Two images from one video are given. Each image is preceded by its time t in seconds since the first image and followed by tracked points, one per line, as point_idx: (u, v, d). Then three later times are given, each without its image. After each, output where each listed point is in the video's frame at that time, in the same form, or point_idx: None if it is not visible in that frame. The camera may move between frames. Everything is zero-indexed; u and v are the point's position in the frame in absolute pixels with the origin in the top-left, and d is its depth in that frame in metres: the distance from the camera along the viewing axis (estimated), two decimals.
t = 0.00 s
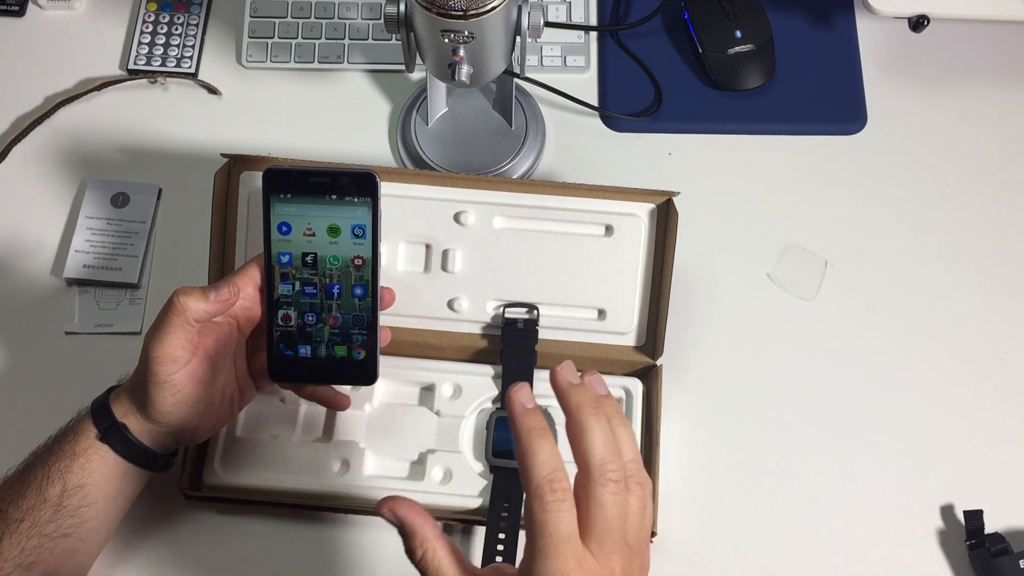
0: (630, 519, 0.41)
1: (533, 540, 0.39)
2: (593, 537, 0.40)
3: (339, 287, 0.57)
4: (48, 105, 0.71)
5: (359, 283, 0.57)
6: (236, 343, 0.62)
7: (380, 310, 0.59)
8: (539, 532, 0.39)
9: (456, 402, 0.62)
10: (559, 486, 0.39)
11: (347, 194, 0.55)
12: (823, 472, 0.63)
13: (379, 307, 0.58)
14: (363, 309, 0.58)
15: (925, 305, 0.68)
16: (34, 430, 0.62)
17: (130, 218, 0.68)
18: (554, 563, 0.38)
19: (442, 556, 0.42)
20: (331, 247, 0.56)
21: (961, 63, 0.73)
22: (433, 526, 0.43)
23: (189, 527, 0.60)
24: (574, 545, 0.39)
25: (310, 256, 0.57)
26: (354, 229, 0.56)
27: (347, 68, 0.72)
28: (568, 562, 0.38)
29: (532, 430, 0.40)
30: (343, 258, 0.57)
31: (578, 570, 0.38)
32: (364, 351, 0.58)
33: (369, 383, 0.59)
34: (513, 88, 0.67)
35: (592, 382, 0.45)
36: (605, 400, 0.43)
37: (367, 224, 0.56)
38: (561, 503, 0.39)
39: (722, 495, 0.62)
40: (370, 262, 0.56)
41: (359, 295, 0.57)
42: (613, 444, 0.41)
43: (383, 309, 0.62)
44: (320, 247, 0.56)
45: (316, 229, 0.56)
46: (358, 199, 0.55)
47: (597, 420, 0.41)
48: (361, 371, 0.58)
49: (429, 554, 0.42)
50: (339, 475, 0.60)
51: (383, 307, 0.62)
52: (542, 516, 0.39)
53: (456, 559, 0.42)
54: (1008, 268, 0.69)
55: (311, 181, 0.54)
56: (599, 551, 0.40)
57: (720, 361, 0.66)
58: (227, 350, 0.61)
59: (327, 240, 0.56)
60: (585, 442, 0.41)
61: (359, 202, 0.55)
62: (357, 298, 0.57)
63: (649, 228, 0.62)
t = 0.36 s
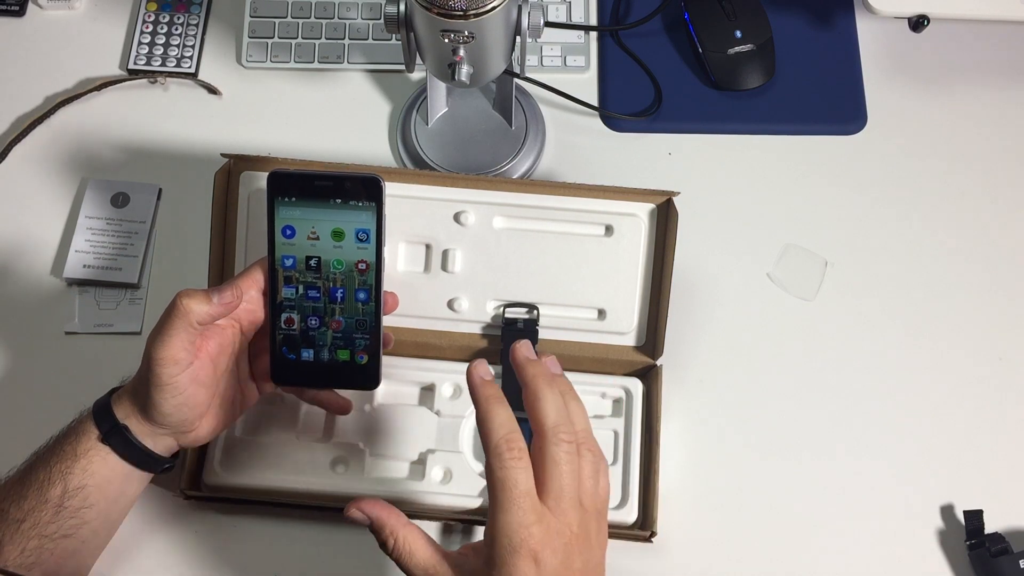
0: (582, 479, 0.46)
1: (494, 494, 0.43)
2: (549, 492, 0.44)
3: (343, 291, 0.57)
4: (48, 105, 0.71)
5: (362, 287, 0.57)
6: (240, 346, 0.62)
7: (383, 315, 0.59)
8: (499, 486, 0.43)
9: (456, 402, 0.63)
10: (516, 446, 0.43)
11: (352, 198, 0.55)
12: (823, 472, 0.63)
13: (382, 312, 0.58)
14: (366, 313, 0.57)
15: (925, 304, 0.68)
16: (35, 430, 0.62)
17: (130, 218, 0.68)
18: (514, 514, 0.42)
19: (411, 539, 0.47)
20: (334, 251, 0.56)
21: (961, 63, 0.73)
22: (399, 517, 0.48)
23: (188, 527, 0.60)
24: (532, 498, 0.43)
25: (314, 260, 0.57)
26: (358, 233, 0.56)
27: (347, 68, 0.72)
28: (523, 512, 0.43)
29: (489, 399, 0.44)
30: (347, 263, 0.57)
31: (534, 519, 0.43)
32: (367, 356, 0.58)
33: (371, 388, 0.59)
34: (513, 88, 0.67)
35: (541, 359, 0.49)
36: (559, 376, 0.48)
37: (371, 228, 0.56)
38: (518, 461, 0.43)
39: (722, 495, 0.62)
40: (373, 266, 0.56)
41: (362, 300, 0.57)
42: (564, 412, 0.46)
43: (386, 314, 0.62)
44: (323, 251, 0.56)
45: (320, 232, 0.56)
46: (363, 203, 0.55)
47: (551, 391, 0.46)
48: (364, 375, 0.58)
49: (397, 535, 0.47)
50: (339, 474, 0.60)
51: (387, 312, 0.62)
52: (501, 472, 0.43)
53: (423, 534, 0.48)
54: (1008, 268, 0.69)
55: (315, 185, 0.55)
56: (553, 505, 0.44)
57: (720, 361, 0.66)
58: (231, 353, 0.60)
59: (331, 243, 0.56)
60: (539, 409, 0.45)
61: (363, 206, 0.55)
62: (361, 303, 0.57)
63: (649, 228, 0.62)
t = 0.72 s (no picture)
0: (560, 505, 0.46)
1: (478, 525, 0.44)
2: (529, 519, 0.45)
3: (346, 295, 0.57)
4: (48, 105, 0.71)
5: (366, 291, 0.57)
6: (243, 350, 0.62)
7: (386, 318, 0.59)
8: (483, 516, 0.44)
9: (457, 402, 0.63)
10: (497, 475, 0.44)
11: (357, 203, 0.55)
12: (823, 472, 0.63)
13: (386, 316, 0.58)
14: (370, 317, 0.57)
15: (925, 304, 0.68)
16: (36, 429, 0.62)
17: (130, 218, 0.68)
18: (497, 541, 0.43)
19: (400, 565, 0.46)
20: (339, 255, 0.57)
21: (961, 63, 0.73)
22: (387, 541, 0.47)
23: (188, 527, 0.60)
24: (515, 525, 0.44)
25: (319, 263, 0.57)
26: (362, 238, 0.56)
27: (347, 68, 0.72)
28: (505, 540, 0.43)
29: (468, 431, 0.45)
30: (352, 267, 0.57)
31: (517, 544, 0.44)
32: (370, 360, 0.58)
33: (374, 394, 0.59)
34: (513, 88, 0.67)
35: (512, 393, 0.49)
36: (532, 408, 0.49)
37: (377, 232, 0.56)
38: (500, 490, 0.44)
39: (722, 494, 0.62)
40: (378, 270, 0.56)
41: (365, 304, 0.57)
42: (536, 442, 0.47)
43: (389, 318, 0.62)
44: (328, 255, 0.56)
45: (324, 236, 0.56)
46: (368, 207, 0.55)
47: (522, 424, 0.47)
48: (366, 380, 0.58)
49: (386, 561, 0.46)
50: (339, 474, 0.60)
51: (388, 316, 0.62)
52: (484, 501, 0.44)
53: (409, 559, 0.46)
54: (1008, 268, 0.69)
55: (322, 189, 0.55)
56: (534, 531, 0.45)
57: (720, 361, 0.66)
58: (235, 356, 0.60)
59: (336, 248, 0.56)
60: (513, 441, 0.46)
61: (368, 210, 0.56)
62: (364, 307, 0.57)
63: (649, 228, 0.62)
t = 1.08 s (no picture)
0: (543, 510, 0.47)
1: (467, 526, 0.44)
2: (515, 522, 0.46)
3: (346, 294, 0.57)
4: (48, 105, 0.71)
5: (366, 290, 0.57)
6: (244, 349, 0.61)
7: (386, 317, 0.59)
8: (472, 516, 0.44)
9: (457, 402, 0.63)
10: (486, 477, 0.45)
11: (357, 202, 0.55)
12: (823, 472, 0.63)
13: (386, 315, 0.58)
14: (370, 316, 0.57)
15: (925, 304, 0.68)
16: (36, 429, 0.62)
17: (130, 218, 0.68)
18: (486, 539, 0.44)
19: (397, 565, 0.47)
20: (339, 254, 0.57)
21: (961, 63, 0.73)
22: (386, 541, 0.47)
23: (189, 527, 0.60)
24: (502, 525, 0.44)
25: (319, 262, 0.57)
26: (362, 237, 0.56)
27: (347, 68, 0.72)
28: (494, 539, 0.44)
29: (458, 438, 0.46)
30: (352, 266, 0.57)
31: (505, 544, 0.44)
32: (370, 359, 0.58)
33: (373, 392, 0.59)
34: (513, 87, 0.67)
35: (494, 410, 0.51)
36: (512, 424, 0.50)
37: (377, 231, 0.56)
38: (489, 491, 0.45)
39: (722, 494, 0.62)
40: (378, 269, 0.56)
41: (365, 303, 0.57)
42: (519, 449, 0.48)
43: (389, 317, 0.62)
44: (328, 254, 0.56)
45: (324, 235, 0.56)
46: (368, 206, 0.55)
47: (506, 432, 0.48)
48: (366, 379, 0.58)
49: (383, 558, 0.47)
50: (339, 473, 0.60)
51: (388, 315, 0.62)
52: (473, 502, 0.44)
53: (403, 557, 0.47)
54: (1008, 268, 0.69)
55: (321, 188, 0.55)
56: (520, 534, 0.46)
57: (720, 362, 0.66)
58: (235, 355, 0.60)
59: (336, 246, 0.56)
60: (497, 448, 0.47)
61: (368, 209, 0.56)
62: (364, 306, 0.57)
63: (649, 228, 0.62)
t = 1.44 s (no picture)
0: (549, 474, 0.48)
1: (470, 486, 0.45)
2: (520, 485, 0.46)
3: (346, 294, 0.57)
4: (48, 105, 0.71)
5: (366, 290, 0.57)
6: (244, 349, 0.61)
7: (386, 318, 0.59)
8: (475, 477, 0.45)
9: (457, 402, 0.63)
10: (489, 440, 0.46)
11: (357, 202, 0.55)
12: (823, 472, 0.63)
13: (386, 315, 0.58)
14: (370, 316, 0.57)
15: (925, 304, 0.68)
16: (37, 429, 0.62)
17: (130, 218, 0.68)
18: (489, 500, 0.44)
19: (405, 528, 0.47)
20: (339, 254, 0.56)
21: (961, 63, 0.73)
22: (394, 506, 0.48)
23: (189, 527, 0.60)
24: (506, 487, 0.45)
25: (318, 262, 0.57)
26: (362, 237, 0.56)
27: (347, 68, 0.72)
28: (496, 499, 0.45)
29: (462, 400, 0.48)
30: (352, 266, 0.57)
31: (508, 504, 0.45)
32: (369, 359, 0.58)
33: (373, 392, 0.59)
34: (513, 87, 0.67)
35: (505, 378, 0.52)
36: (521, 391, 0.51)
37: (377, 231, 0.56)
38: (492, 452, 0.45)
39: (722, 494, 0.62)
40: (378, 269, 0.56)
41: (365, 303, 0.57)
42: (527, 414, 0.48)
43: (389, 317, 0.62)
44: (328, 254, 0.56)
45: (324, 236, 0.56)
46: (368, 206, 0.55)
47: (512, 397, 0.49)
48: (366, 379, 0.58)
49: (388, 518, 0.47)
50: (338, 474, 0.60)
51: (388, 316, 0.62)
52: (476, 463, 0.45)
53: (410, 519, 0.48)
54: (1008, 268, 0.69)
55: (321, 188, 0.55)
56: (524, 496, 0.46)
57: (720, 361, 0.66)
58: (235, 355, 0.60)
59: (336, 246, 0.56)
60: (503, 411, 0.48)
61: (368, 209, 0.56)
62: (364, 306, 0.57)
63: (649, 229, 0.62)
